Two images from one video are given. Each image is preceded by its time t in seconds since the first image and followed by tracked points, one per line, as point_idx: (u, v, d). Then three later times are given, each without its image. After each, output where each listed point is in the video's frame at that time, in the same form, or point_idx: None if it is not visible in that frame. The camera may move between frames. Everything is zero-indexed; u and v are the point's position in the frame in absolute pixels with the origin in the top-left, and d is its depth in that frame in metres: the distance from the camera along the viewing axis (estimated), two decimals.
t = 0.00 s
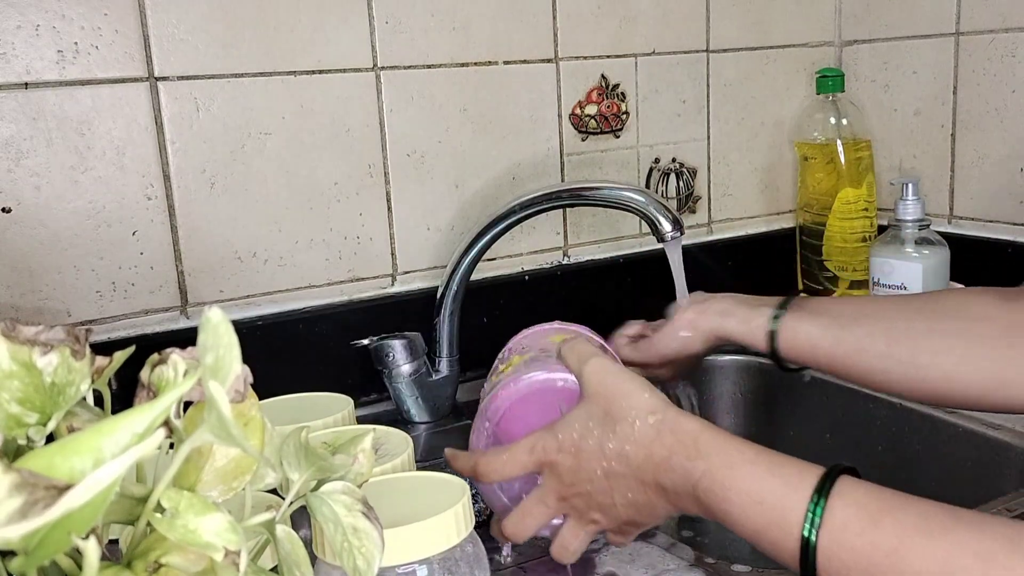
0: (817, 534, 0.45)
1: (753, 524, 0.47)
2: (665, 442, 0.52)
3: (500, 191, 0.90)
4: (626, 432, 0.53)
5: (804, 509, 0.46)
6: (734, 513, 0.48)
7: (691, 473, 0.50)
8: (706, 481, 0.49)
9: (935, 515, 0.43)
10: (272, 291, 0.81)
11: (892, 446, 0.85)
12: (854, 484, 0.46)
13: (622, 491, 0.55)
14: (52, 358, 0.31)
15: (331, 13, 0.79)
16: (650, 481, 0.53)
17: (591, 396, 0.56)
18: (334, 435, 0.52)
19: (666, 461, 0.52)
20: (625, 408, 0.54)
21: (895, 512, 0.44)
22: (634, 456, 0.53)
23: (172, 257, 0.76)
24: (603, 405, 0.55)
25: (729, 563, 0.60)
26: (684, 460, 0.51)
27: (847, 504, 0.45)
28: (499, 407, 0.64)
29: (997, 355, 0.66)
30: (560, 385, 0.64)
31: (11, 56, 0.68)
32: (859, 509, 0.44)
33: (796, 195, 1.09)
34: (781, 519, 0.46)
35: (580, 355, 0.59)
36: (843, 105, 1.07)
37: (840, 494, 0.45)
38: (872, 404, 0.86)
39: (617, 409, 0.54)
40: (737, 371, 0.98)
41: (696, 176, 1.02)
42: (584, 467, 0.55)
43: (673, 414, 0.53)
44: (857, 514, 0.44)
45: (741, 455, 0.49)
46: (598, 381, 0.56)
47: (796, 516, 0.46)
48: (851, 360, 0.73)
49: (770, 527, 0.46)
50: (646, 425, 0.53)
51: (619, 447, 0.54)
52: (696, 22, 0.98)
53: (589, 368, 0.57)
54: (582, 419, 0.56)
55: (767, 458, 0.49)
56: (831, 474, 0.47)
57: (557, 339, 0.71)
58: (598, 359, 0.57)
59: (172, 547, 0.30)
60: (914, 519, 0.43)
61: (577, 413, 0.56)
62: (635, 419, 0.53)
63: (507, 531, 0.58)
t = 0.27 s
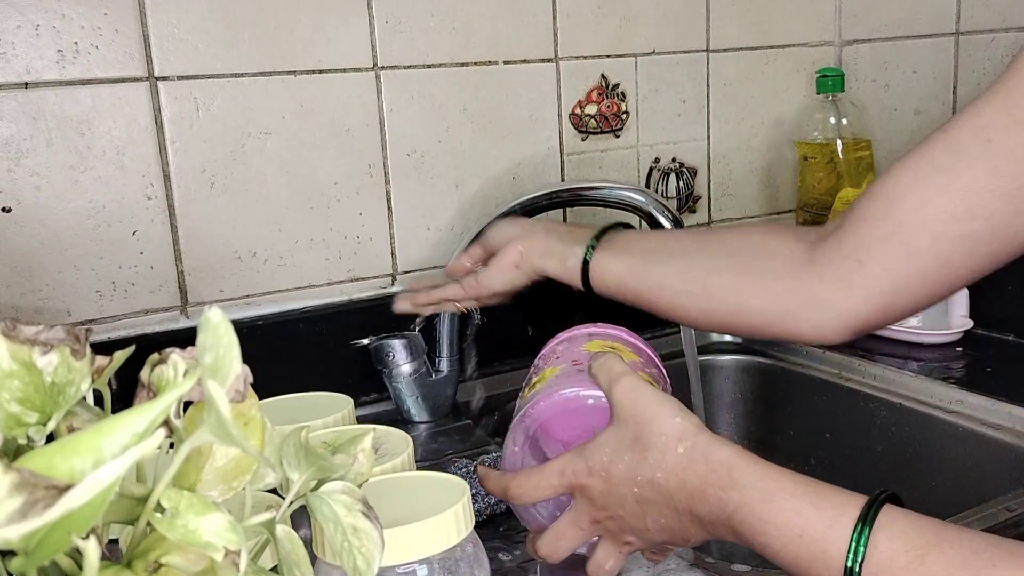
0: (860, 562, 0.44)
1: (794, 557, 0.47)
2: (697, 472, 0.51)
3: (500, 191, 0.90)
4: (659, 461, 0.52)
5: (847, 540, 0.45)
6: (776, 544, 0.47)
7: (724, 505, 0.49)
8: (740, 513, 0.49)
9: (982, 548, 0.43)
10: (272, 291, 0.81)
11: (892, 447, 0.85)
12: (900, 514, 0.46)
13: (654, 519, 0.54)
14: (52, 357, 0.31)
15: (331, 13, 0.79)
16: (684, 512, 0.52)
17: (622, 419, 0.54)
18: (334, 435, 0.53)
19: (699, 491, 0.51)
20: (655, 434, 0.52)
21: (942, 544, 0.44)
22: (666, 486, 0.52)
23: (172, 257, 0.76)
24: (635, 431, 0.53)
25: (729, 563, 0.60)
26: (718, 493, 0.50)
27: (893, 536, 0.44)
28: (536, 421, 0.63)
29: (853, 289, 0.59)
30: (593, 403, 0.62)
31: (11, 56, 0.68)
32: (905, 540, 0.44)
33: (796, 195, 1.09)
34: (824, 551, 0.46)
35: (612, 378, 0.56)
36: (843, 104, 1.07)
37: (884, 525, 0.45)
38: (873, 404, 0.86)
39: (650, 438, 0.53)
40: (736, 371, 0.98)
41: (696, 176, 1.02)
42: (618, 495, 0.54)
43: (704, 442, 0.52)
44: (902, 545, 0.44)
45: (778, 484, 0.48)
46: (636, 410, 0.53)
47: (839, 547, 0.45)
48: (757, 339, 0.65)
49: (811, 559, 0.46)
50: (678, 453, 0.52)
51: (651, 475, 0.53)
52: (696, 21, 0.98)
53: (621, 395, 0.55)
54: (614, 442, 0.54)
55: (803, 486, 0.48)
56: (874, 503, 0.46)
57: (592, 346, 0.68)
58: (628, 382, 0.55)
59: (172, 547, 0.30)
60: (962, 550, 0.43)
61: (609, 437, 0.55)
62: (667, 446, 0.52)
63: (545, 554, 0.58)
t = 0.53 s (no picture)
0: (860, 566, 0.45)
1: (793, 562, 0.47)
2: (697, 479, 0.50)
3: (500, 191, 0.90)
4: (658, 468, 0.52)
5: (847, 546, 0.45)
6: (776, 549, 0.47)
7: (726, 514, 0.49)
8: (741, 521, 0.48)
9: (983, 556, 0.43)
10: (272, 291, 0.81)
11: (892, 446, 0.85)
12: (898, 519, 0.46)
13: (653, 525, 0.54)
14: (52, 357, 0.31)
15: (331, 13, 0.79)
16: (683, 518, 0.52)
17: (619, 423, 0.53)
18: (334, 435, 0.53)
19: (699, 497, 0.50)
20: (653, 441, 0.52)
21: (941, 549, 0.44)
22: (666, 493, 0.52)
23: (172, 257, 0.76)
24: (633, 440, 0.52)
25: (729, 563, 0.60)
26: (718, 498, 0.49)
27: (893, 542, 0.45)
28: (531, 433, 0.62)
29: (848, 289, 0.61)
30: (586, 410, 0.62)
31: (11, 56, 0.68)
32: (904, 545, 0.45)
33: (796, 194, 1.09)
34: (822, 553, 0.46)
35: (603, 385, 0.54)
36: (843, 104, 1.07)
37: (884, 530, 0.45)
38: (873, 403, 0.86)
39: (649, 446, 0.52)
40: (736, 371, 0.98)
41: (696, 175, 1.02)
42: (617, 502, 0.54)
43: (702, 447, 0.51)
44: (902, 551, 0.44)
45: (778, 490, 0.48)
46: (632, 419, 0.52)
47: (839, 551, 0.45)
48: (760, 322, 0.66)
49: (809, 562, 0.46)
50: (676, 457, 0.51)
51: (649, 480, 0.52)
52: (696, 21, 0.98)
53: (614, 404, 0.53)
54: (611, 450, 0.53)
55: (802, 492, 0.48)
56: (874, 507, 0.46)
57: (576, 347, 0.68)
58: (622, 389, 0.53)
59: (172, 547, 0.30)
60: (962, 557, 0.43)
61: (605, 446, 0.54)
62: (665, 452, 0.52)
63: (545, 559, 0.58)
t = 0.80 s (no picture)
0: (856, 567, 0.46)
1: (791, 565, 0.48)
2: (695, 491, 0.51)
3: (500, 191, 0.90)
4: (660, 480, 0.53)
5: (843, 548, 0.47)
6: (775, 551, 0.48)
7: (726, 523, 0.50)
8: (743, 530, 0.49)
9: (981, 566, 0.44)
10: (272, 291, 0.81)
11: (891, 446, 0.85)
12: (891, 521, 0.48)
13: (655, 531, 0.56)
14: (52, 356, 0.31)
15: (331, 13, 0.79)
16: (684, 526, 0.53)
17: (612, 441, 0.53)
18: (334, 435, 0.52)
19: (699, 508, 0.51)
20: (654, 456, 0.52)
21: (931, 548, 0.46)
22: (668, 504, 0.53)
23: (172, 257, 0.76)
24: (633, 456, 0.53)
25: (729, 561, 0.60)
26: (718, 512, 0.50)
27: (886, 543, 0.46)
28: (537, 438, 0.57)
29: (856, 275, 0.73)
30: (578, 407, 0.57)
31: (11, 56, 0.68)
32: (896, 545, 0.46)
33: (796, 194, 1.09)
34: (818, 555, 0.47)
35: (588, 402, 0.53)
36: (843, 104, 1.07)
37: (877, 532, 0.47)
38: (872, 403, 0.86)
39: (648, 462, 0.53)
40: (736, 371, 0.98)
41: (696, 175, 1.02)
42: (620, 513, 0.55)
43: (701, 458, 0.52)
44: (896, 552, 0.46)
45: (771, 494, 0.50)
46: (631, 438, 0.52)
47: (835, 553, 0.47)
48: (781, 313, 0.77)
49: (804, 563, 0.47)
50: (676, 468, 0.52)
51: (648, 493, 0.53)
52: (696, 21, 0.98)
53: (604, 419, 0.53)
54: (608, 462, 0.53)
55: (796, 495, 0.49)
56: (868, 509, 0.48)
57: (560, 330, 0.60)
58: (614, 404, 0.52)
59: (172, 546, 0.30)
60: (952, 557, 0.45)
61: (602, 457, 0.54)
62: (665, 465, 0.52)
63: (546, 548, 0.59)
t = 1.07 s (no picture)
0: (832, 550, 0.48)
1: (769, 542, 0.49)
2: (707, 456, 0.54)
3: (500, 191, 0.90)
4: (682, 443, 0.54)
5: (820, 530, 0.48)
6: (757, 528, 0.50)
7: (724, 482, 0.52)
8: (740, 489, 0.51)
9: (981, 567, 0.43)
10: (272, 291, 0.81)
11: (891, 446, 0.85)
12: (875, 506, 0.49)
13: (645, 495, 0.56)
14: (52, 356, 0.31)
15: (331, 13, 0.79)
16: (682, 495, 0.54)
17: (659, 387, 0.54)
18: (334, 435, 0.52)
19: (705, 470, 0.53)
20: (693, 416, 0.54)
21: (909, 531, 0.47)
22: (676, 461, 0.54)
23: (172, 257, 0.76)
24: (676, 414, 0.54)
25: (728, 563, 0.60)
26: (720, 486, 0.52)
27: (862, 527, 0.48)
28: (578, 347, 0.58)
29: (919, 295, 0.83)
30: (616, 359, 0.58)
31: (11, 56, 0.68)
32: (874, 531, 0.47)
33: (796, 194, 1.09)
34: (796, 536, 0.49)
35: (653, 353, 0.55)
36: (842, 104, 1.07)
37: (857, 516, 0.48)
38: (872, 403, 0.86)
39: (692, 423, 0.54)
40: (736, 371, 0.98)
41: (696, 175, 1.02)
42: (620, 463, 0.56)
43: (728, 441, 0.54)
44: (872, 538, 0.47)
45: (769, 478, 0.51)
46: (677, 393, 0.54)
47: (811, 535, 0.48)
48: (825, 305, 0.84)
49: (780, 545, 0.49)
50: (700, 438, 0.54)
51: (660, 445, 0.54)
52: (696, 21, 0.98)
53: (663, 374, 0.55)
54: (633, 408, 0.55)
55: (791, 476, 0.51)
56: (851, 494, 0.49)
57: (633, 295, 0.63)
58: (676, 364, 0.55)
59: (172, 546, 0.30)
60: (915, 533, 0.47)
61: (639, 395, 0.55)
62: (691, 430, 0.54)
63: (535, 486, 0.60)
